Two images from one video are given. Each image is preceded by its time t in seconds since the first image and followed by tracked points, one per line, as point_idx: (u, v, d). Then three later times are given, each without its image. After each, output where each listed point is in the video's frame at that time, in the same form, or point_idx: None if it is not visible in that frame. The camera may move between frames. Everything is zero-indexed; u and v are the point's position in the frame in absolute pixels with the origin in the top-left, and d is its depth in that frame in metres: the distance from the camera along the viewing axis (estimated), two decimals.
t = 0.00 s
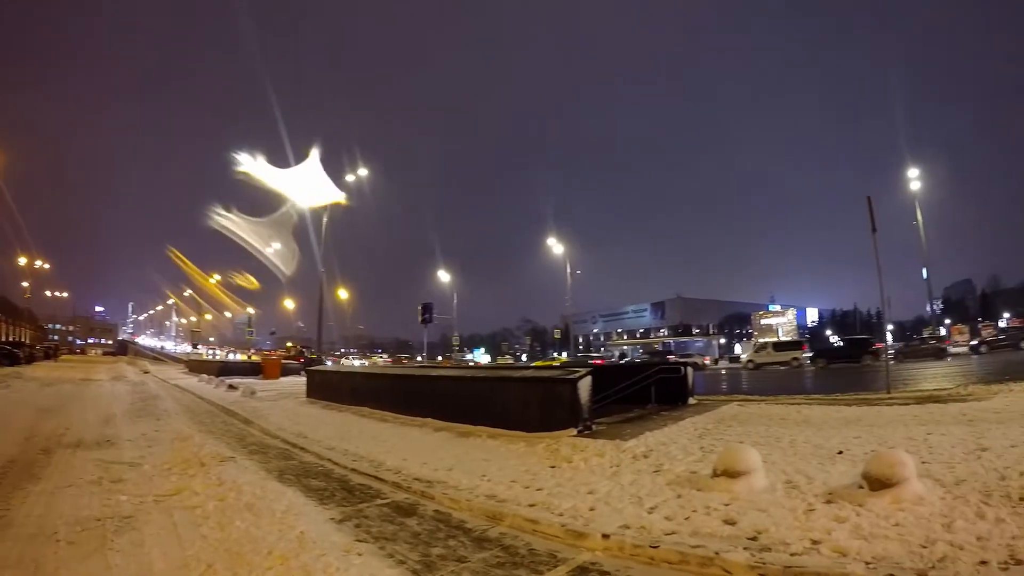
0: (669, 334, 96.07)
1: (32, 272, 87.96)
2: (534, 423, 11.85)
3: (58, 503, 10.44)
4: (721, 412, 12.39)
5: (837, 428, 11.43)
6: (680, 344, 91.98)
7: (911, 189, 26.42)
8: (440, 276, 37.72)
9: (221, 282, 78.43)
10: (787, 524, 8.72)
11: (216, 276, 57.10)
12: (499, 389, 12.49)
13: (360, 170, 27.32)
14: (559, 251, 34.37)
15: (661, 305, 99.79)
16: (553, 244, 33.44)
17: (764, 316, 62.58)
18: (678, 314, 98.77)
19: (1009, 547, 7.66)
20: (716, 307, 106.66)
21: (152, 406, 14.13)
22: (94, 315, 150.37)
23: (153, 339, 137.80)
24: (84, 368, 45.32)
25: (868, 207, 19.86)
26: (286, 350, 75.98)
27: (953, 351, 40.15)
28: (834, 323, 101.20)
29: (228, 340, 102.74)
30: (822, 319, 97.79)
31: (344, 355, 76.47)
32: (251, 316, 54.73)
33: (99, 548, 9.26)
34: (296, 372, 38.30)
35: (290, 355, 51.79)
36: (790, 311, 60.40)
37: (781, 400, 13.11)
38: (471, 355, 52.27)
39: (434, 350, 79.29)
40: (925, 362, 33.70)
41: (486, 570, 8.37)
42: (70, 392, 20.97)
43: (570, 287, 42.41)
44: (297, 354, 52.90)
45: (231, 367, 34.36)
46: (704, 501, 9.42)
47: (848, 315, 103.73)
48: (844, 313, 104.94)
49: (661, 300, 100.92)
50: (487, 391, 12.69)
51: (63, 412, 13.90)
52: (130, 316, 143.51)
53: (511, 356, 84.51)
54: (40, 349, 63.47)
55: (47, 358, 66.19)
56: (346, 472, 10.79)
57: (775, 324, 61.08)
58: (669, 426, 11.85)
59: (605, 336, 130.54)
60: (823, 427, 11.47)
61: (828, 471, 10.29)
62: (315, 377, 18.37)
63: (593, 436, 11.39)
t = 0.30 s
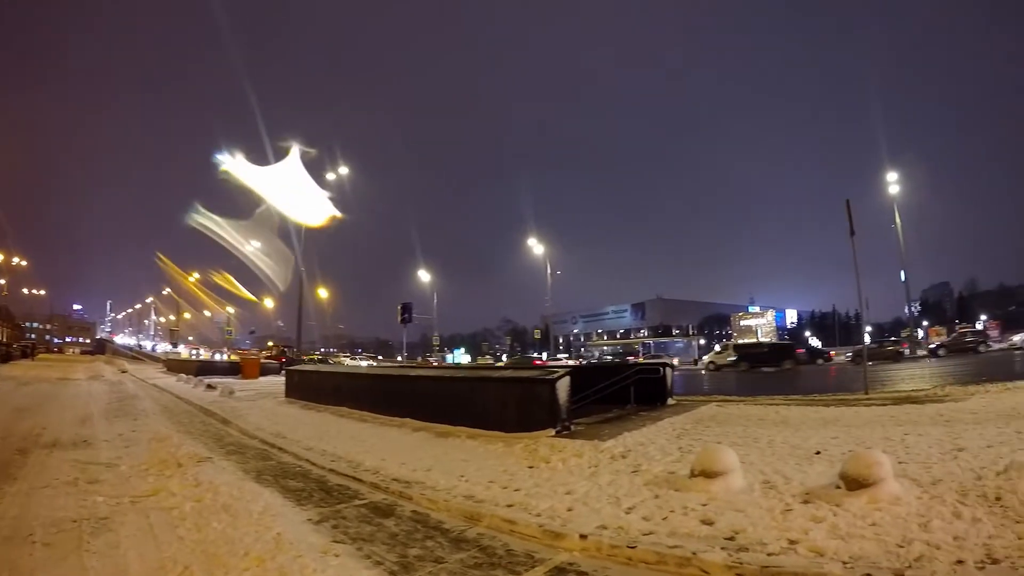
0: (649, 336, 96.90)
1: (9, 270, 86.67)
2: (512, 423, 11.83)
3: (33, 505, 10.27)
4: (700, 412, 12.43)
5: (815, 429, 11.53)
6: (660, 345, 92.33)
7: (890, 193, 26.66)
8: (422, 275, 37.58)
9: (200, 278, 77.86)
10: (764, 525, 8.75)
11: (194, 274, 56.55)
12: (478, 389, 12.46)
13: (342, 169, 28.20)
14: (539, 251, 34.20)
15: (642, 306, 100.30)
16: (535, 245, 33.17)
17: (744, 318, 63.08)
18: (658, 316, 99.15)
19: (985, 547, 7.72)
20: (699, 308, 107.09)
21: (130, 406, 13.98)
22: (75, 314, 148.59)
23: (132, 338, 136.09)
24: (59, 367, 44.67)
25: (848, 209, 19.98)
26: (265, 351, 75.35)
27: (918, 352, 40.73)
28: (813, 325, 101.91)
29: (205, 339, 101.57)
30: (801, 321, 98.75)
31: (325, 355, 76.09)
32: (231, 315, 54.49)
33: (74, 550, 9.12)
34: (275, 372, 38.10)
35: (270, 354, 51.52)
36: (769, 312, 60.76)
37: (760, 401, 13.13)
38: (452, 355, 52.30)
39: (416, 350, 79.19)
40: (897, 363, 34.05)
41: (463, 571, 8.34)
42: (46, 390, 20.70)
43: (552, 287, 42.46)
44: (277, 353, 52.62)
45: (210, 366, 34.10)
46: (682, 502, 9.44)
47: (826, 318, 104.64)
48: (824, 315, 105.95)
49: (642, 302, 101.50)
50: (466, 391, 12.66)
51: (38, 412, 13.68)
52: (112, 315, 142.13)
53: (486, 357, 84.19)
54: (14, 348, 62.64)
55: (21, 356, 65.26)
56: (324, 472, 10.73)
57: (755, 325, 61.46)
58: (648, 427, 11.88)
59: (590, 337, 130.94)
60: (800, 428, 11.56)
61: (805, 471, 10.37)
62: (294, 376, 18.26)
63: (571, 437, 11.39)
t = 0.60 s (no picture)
0: (632, 337, 97.94)
1: None
2: (492, 424, 11.83)
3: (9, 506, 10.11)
4: (681, 413, 12.46)
5: (795, 430, 11.61)
6: (644, 346, 92.50)
7: (872, 196, 26.80)
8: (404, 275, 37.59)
9: (182, 278, 77.20)
10: (743, 526, 8.77)
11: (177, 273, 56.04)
12: (458, 390, 12.45)
13: (326, 168, 28.69)
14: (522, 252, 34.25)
15: (625, 307, 100.59)
16: (519, 246, 33.21)
17: (727, 319, 63.27)
18: (641, 317, 99.37)
19: (963, 548, 7.76)
20: (683, 308, 107.50)
21: (110, 406, 13.87)
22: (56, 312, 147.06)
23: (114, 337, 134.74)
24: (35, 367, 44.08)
25: (829, 212, 20.08)
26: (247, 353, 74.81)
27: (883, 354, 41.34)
28: (795, 327, 102.29)
29: (188, 340, 100.77)
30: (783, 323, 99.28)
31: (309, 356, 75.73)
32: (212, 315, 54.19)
33: (50, 552, 8.99)
34: (257, 372, 37.96)
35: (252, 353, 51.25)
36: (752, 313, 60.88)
37: (741, 402, 13.18)
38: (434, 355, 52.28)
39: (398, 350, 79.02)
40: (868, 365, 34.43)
41: (441, 572, 8.31)
42: (25, 390, 20.49)
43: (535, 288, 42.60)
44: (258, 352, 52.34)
45: (191, 366, 33.88)
46: (661, 503, 9.46)
47: (807, 319, 105.09)
48: (807, 316, 106.64)
49: (624, 303, 101.74)
50: (446, 392, 12.65)
51: (16, 412, 13.50)
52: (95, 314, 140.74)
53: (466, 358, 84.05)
54: None
55: None
56: (303, 473, 10.69)
57: (737, 326, 61.62)
58: (628, 428, 11.90)
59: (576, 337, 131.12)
60: (781, 429, 11.64)
61: (785, 472, 10.43)
62: (275, 376, 18.17)
63: (551, 438, 11.40)
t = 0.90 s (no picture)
0: (618, 338, 98.14)
1: None
2: (476, 425, 11.82)
3: None
4: (666, 414, 12.47)
5: (779, 430, 11.63)
6: (630, 346, 92.75)
7: (858, 198, 26.90)
8: (390, 275, 37.50)
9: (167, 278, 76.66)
10: (725, 527, 8.76)
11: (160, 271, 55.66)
12: (442, 390, 12.43)
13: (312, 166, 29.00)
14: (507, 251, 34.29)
15: (611, 307, 100.80)
16: (506, 246, 33.16)
17: (712, 320, 63.42)
18: (627, 317, 99.43)
19: (946, 549, 7.76)
20: (672, 308, 107.73)
21: (93, 406, 13.80)
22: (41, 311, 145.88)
23: (99, 336, 133.54)
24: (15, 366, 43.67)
25: (813, 213, 20.13)
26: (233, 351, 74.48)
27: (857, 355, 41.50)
28: (781, 327, 102.61)
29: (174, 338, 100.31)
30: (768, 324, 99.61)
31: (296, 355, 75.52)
32: (197, 313, 53.97)
33: (29, 554, 8.85)
34: (241, 372, 37.90)
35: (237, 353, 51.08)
36: (738, 314, 60.96)
37: (726, 402, 13.19)
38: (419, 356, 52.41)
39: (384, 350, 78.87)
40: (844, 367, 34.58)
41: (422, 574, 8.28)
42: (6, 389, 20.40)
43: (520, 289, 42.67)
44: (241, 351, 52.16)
45: (175, 366, 33.76)
46: (644, 504, 9.45)
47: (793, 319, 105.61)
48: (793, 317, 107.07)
49: (611, 303, 101.85)
50: (430, 392, 12.63)
51: None
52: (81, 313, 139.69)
53: (451, 358, 83.94)
54: None
55: None
56: (286, 474, 10.66)
57: (724, 326, 61.72)
58: (611, 428, 11.92)
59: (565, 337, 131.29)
60: (765, 430, 11.67)
61: (768, 472, 10.44)
62: (260, 375, 18.09)
63: (535, 438, 11.40)
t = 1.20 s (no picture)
0: (609, 338, 98.26)
1: None
2: (463, 425, 11.82)
3: None
4: (655, 415, 12.46)
5: (767, 431, 11.62)
6: (620, 346, 92.89)
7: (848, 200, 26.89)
8: (381, 275, 37.54)
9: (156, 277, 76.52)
10: (711, 529, 8.74)
11: (150, 271, 55.47)
12: (430, 390, 12.43)
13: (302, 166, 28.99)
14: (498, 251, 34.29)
15: (602, 307, 100.84)
16: (496, 246, 33.11)
17: (703, 320, 63.40)
18: (618, 317, 99.44)
19: (933, 552, 7.73)
20: (665, 309, 107.81)
21: (81, 406, 13.80)
22: (33, 310, 145.51)
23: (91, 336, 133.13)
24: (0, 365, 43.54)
25: (804, 214, 20.10)
26: (225, 351, 74.41)
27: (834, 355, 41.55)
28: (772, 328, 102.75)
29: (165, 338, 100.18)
30: (759, 324, 99.78)
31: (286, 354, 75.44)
32: (186, 313, 53.87)
33: (12, 554, 8.79)
34: (231, 371, 37.98)
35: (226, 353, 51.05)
36: (729, 314, 61.00)
37: (714, 403, 13.17)
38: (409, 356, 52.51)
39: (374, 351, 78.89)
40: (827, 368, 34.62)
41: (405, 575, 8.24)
42: None
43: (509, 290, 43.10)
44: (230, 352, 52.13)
45: (165, 366, 33.80)
46: (631, 506, 9.42)
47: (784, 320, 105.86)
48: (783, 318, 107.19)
49: (602, 303, 101.90)
50: (418, 393, 12.62)
51: None
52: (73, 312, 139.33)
53: (441, 358, 83.85)
54: None
55: None
56: (272, 475, 10.65)
57: (714, 327, 61.78)
58: (599, 429, 11.91)
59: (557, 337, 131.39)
60: (753, 430, 11.66)
61: (755, 474, 10.42)
62: (249, 375, 18.09)
63: (522, 438, 11.39)
